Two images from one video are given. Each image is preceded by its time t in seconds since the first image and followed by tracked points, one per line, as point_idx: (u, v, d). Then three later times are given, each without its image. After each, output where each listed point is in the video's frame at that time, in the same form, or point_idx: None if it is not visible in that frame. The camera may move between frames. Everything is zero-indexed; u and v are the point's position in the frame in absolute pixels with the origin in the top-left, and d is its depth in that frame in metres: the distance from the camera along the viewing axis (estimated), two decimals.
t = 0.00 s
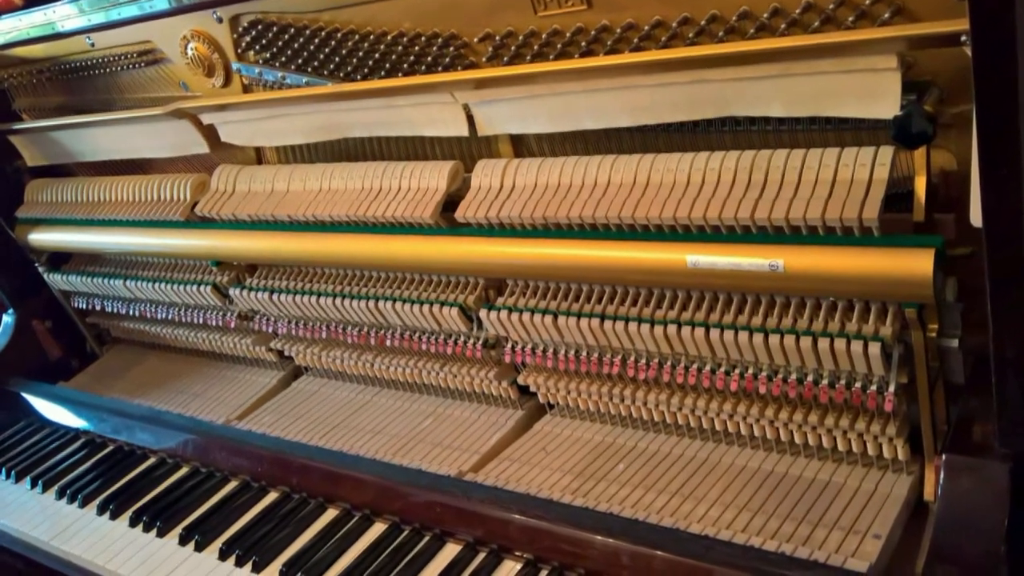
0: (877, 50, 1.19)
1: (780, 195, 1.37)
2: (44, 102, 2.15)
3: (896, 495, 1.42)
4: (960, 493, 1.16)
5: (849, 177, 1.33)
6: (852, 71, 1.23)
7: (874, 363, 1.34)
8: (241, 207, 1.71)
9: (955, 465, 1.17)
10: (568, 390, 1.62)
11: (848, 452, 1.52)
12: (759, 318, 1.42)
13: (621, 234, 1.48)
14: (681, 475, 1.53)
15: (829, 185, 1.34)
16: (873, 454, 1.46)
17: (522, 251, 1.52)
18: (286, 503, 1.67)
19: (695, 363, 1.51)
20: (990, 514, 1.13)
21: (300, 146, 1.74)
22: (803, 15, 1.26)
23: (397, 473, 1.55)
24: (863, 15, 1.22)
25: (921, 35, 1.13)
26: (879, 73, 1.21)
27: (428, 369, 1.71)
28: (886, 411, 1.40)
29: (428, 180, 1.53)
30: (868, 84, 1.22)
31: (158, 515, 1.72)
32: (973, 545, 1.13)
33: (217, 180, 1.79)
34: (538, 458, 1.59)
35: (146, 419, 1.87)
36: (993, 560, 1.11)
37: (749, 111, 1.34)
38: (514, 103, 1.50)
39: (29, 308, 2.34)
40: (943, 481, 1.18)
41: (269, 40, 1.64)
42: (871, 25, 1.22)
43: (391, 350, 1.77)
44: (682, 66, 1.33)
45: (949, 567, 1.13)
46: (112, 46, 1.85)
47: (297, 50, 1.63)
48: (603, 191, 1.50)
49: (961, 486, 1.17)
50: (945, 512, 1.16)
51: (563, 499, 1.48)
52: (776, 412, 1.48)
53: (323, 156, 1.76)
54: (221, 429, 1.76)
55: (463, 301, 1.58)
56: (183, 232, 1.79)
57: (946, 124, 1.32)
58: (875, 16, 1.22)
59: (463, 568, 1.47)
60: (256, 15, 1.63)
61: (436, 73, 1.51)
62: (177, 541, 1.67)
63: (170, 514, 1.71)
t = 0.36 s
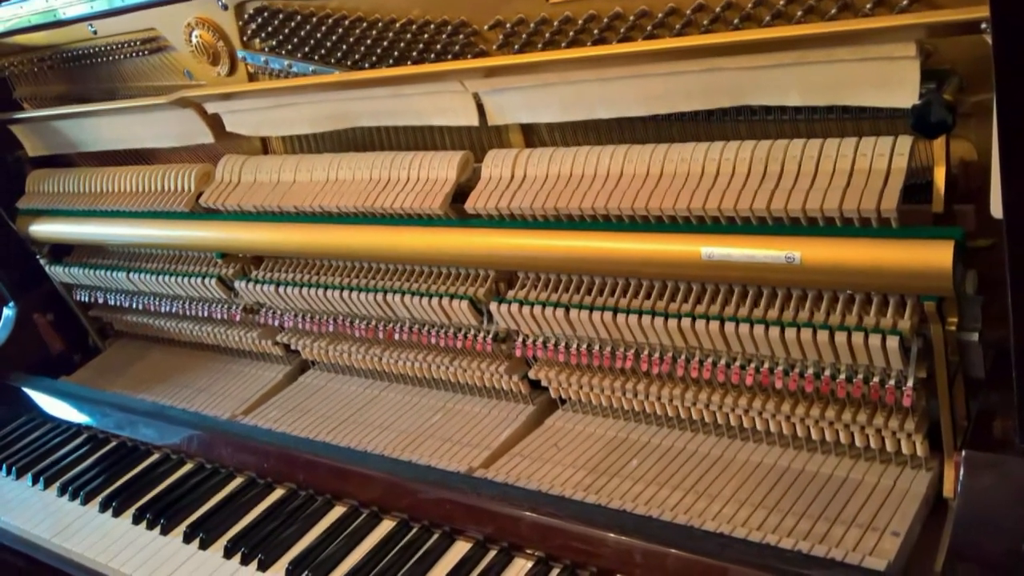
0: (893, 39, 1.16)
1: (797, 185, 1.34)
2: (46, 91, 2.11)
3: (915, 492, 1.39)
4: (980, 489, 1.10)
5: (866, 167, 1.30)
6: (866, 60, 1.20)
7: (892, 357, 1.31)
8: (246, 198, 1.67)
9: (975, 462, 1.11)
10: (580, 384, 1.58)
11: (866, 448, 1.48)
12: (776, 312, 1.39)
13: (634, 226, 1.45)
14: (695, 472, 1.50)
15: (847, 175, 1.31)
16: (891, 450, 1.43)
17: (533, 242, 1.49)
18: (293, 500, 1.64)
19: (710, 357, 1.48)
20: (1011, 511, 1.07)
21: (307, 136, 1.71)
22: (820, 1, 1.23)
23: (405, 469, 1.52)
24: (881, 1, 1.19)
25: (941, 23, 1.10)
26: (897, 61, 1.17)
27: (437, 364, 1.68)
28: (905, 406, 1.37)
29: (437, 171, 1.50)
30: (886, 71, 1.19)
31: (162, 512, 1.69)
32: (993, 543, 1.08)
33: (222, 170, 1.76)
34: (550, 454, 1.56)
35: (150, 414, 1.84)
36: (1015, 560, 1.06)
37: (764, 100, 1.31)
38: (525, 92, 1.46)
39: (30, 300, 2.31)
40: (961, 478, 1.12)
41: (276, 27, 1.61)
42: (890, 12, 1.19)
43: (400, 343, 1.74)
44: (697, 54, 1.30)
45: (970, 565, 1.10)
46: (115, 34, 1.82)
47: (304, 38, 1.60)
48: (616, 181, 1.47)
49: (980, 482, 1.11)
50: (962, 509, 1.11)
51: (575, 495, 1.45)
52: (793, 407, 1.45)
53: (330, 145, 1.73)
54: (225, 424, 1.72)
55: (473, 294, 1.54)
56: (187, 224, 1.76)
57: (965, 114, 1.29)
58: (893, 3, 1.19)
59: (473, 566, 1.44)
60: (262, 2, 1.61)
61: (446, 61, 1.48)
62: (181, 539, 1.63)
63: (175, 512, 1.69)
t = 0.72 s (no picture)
0: (915, 24, 1.13)
1: (815, 174, 1.31)
2: (48, 79, 2.08)
3: (936, 489, 1.35)
4: (1002, 485, 1.07)
5: (886, 156, 1.27)
6: (889, 46, 1.16)
7: (913, 351, 1.27)
8: (252, 188, 1.64)
9: (998, 458, 1.08)
10: (594, 378, 1.54)
11: (886, 444, 1.45)
12: (794, 304, 1.36)
13: (649, 217, 1.42)
14: (712, 467, 1.46)
15: (865, 164, 1.28)
16: (911, 445, 1.39)
17: (545, 233, 1.45)
18: (300, 497, 1.61)
19: (726, 351, 1.45)
20: None
21: (314, 125, 1.68)
22: None
23: (415, 465, 1.49)
24: None
25: (965, 7, 1.07)
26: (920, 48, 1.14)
27: (448, 357, 1.64)
28: (926, 401, 1.34)
29: (447, 160, 1.47)
30: (908, 58, 1.15)
31: (166, 509, 1.66)
32: (1016, 541, 1.04)
33: (227, 160, 1.73)
34: (563, 450, 1.53)
35: (154, 409, 1.81)
36: None
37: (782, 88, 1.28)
38: (538, 79, 1.43)
39: (32, 293, 2.28)
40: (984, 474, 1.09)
41: (282, 13, 1.57)
42: None
43: (409, 337, 1.70)
44: (713, 40, 1.27)
45: (992, 564, 1.06)
46: (118, 20, 1.79)
47: (311, 24, 1.57)
48: (630, 171, 1.43)
49: (1004, 479, 1.07)
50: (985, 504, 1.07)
51: (588, 492, 1.42)
52: (812, 402, 1.42)
53: (338, 134, 1.69)
54: (232, 420, 1.69)
55: (484, 286, 1.50)
56: (191, 214, 1.72)
57: (987, 102, 1.24)
58: None
59: (484, 564, 1.41)
60: None
61: (456, 48, 1.44)
62: (186, 536, 1.60)
63: (179, 508, 1.65)
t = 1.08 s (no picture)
0: (935, 9, 1.08)
1: (836, 163, 1.27)
2: (50, 65, 2.04)
3: (959, 485, 1.31)
4: None
5: (908, 144, 1.23)
6: (909, 32, 1.12)
7: (937, 343, 1.24)
8: (259, 176, 1.61)
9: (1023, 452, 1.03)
10: (610, 372, 1.51)
11: (907, 439, 1.41)
12: (815, 296, 1.32)
13: (666, 206, 1.39)
14: (729, 462, 1.43)
15: (887, 152, 1.25)
16: (934, 440, 1.35)
17: (558, 223, 1.42)
18: (308, 493, 1.57)
19: (744, 343, 1.41)
20: None
21: (323, 112, 1.64)
22: None
23: (425, 460, 1.46)
24: None
25: None
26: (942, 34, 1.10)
27: (459, 350, 1.60)
28: (949, 395, 1.30)
29: (459, 148, 1.43)
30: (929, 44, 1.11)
31: (171, 506, 1.62)
32: None
33: (233, 148, 1.69)
34: (578, 445, 1.49)
35: (159, 403, 1.77)
36: None
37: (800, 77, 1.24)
38: (551, 65, 1.39)
39: (35, 283, 2.24)
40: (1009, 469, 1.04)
41: None
42: None
43: (420, 329, 1.67)
44: (730, 25, 1.23)
45: (1018, 563, 1.02)
46: (121, 4, 1.76)
47: (319, 9, 1.53)
48: (646, 160, 1.40)
49: None
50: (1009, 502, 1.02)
51: (603, 488, 1.39)
52: (832, 396, 1.38)
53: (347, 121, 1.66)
54: (240, 415, 1.66)
55: (496, 277, 1.47)
56: (196, 204, 1.68)
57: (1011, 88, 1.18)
58: None
59: (496, 563, 1.37)
60: None
61: (467, 34, 1.40)
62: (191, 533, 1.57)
63: (185, 504, 1.62)
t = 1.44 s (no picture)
0: None
1: (857, 151, 1.23)
2: (52, 50, 2.00)
3: (984, 481, 1.27)
4: None
5: (931, 131, 1.20)
6: (931, 17, 1.08)
7: (962, 336, 1.20)
8: (266, 164, 1.57)
9: None
10: (625, 365, 1.47)
11: (931, 433, 1.37)
12: (837, 287, 1.29)
13: (683, 195, 1.35)
14: (748, 457, 1.39)
15: (910, 140, 1.21)
16: (958, 435, 1.31)
17: (573, 212, 1.38)
18: (316, 489, 1.53)
19: (763, 336, 1.37)
20: None
21: (333, 99, 1.61)
22: None
23: (437, 455, 1.42)
24: None
25: None
26: (965, 18, 1.05)
27: (472, 343, 1.57)
28: (974, 388, 1.26)
29: (471, 135, 1.40)
30: (952, 29, 1.07)
31: (176, 503, 1.58)
32: None
33: (240, 135, 1.65)
34: (593, 440, 1.46)
35: (163, 397, 1.75)
36: None
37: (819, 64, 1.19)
38: (564, 51, 1.35)
39: (36, 274, 2.21)
40: None
41: None
42: None
43: (431, 321, 1.63)
44: (748, 9, 1.18)
45: None
46: None
47: None
48: (663, 147, 1.36)
49: None
50: None
51: (619, 484, 1.35)
52: (854, 390, 1.35)
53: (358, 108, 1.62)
54: (248, 409, 1.63)
55: (510, 267, 1.43)
56: (202, 192, 1.65)
57: None
58: None
59: (510, 561, 1.33)
60: None
61: (479, 19, 1.37)
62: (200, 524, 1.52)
63: (190, 501, 1.58)
